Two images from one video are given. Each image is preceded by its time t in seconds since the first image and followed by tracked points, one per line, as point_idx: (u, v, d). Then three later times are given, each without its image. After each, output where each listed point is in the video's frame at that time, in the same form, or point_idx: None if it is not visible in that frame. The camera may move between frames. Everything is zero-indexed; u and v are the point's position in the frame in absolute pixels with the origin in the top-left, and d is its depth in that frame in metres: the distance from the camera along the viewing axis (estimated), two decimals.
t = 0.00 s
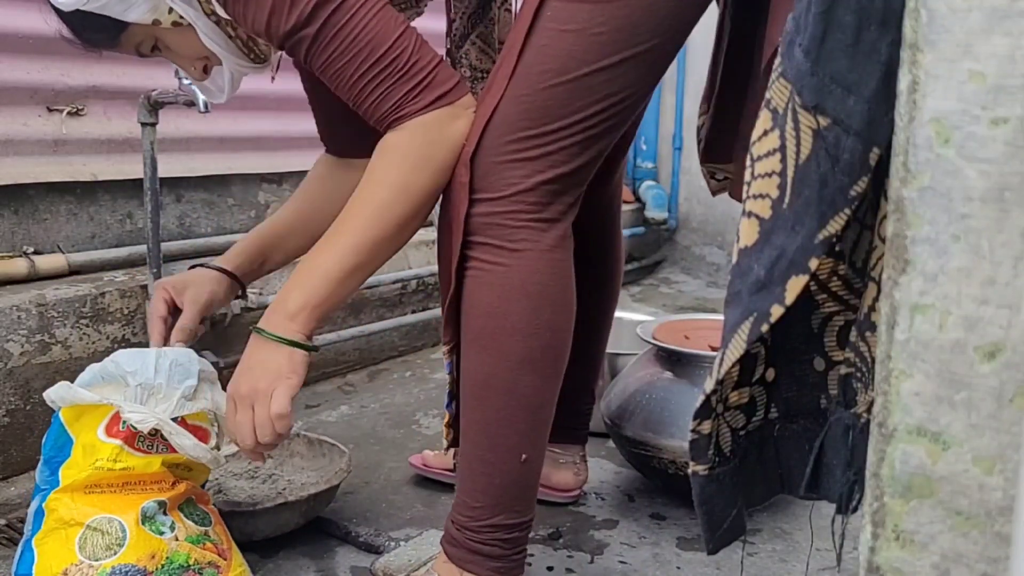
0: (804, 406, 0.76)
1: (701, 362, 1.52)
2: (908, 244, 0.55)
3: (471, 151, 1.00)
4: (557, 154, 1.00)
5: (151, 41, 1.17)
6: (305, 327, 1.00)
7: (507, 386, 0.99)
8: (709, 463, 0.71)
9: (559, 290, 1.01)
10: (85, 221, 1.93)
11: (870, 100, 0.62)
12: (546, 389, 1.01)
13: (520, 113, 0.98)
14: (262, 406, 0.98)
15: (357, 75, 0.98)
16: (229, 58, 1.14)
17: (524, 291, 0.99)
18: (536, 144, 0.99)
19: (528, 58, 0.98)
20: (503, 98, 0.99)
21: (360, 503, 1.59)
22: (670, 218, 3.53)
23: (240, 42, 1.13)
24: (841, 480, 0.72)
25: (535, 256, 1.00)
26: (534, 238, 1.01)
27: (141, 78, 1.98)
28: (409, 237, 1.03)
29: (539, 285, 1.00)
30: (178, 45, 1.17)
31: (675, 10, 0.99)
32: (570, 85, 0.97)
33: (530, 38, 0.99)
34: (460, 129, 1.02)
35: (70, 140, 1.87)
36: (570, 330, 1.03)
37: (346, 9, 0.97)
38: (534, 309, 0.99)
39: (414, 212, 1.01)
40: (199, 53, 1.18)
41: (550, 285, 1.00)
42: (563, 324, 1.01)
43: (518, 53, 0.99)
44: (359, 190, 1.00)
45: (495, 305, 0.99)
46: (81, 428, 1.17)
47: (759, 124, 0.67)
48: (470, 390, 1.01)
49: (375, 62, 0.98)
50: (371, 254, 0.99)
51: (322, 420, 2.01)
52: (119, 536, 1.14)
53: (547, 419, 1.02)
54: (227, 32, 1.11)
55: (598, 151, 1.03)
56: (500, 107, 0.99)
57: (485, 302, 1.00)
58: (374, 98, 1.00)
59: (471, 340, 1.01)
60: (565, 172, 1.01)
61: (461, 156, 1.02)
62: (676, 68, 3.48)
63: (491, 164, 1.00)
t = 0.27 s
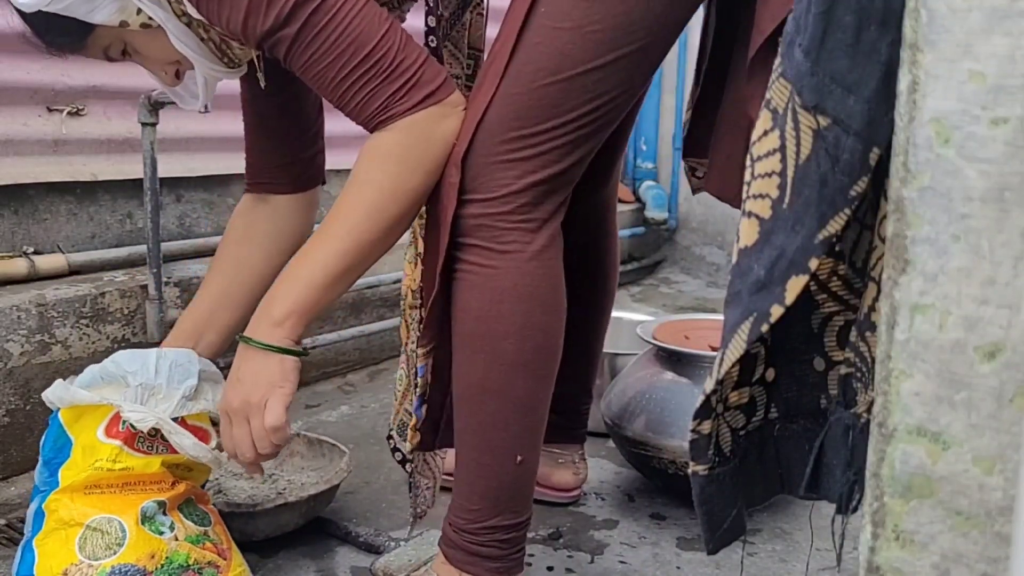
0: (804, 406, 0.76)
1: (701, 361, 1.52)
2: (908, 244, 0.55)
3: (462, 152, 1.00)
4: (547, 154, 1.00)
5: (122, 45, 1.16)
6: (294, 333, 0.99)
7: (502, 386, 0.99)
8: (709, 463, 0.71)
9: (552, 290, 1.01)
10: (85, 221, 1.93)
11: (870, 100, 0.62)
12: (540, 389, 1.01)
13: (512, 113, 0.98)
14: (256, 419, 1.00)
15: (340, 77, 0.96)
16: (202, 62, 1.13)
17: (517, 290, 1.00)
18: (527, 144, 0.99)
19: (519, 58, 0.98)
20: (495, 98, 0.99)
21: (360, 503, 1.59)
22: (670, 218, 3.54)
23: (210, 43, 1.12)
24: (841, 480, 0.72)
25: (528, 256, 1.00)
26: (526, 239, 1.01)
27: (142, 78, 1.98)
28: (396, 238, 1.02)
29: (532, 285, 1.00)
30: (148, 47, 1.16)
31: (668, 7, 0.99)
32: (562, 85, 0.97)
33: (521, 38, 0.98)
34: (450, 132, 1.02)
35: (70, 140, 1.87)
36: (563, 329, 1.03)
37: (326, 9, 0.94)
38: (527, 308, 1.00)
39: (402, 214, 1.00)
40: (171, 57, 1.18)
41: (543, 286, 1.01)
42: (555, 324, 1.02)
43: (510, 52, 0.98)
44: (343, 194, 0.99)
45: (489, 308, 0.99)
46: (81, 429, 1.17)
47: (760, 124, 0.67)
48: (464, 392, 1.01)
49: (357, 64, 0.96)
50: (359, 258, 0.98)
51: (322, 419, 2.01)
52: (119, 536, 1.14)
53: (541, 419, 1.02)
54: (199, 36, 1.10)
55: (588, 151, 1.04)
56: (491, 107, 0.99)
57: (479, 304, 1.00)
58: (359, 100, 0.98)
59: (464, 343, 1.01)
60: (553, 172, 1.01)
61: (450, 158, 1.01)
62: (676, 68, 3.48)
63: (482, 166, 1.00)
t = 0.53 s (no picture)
0: (804, 406, 0.76)
1: (701, 362, 1.52)
2: (908, 244, 0.55)
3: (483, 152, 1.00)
4: (567, 157, 1.00)
5: (171, 39, 1.19)
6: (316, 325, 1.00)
7: (516, 387, 0.99)
8: (709, 463, 0.71)
9: (567, 291, 1.01)
10: (85, 221, 1.93)
11: (870, 100, 0.62)
12: (554, 391, 1.01)
13: (533, 116, 0.98)
14: (279, 408, 1.00)
15: (369, 76, 0.98)
16: (247, 57, 1.13)
17: (534, 292, 0.99)
18: (548, 147, 0.99)
19: (541, 62, 0.98)
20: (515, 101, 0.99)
21: (360, 503, 1.59)
22: (670, 218, 3.54)
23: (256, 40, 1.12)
24: (841, 480, 0.72)
25: (545, 258, 1.00)
26: (542, 240, 1.01)
27: (141, 78, 1.98)
28: (418, 239, 1.03)
29: (549, 287, 1.00)
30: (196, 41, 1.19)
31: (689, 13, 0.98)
32: (583, 89, 0.97)
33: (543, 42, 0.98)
34: (471, 134, 1.02)
35: (70, 140, 1.87)
36: (578, 332, 1.03)
37: (359, 10, 0.97)
38: (544, 310, 0.99)
39: (424, 212, 1.01)
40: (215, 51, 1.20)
41: (559, 287, 1.01)
42: (570, 326, 1.01)
43: (533, 55, 0.98)
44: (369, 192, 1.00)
45: (503, 307, 0.99)
46: (78, 428, 1.17)
47: (759, 124, 0.67)
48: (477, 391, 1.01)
49: (386, 65, 0.98)
50: (381, 256, 0.99)
51: (322, 419, 2.01)
52: (118, 536, 1.14)
53: (553, 421, 1.02)
54: (245, 31, 1.11)
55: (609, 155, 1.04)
56: (513, 108, 0.99)
57: (493, 303, 1.00)
58: (385, 101, 1.00)
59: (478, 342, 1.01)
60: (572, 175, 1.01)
61: (470, 159, 1.02)
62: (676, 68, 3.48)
63: (501, 167, 1.00)
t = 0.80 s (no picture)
0: (804, 406, 0.76)
1: (701, 361, 1.52)
2: (908, 244, 0.55)
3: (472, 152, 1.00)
4: (556, 156, 1.00)
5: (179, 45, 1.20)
6: (313, 324, 1.01)
7: (508, 385, 0.99)
8: (709, 463, 0.71)
9: (560, 289, 1.01)
10: (85, 221, 1.93)
11: (870, 100, 0.62)
12: (549, 390, 1.00)
13: (521, 115, 0.98)
14: (280, 407, 1.02)
15: (357, 80, 0.99)
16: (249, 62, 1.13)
17: (525, 290, 0.99)
18: (537, 145, 0.99)
19: (528, 61, 0.98)
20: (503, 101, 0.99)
21: (360, 503, 1.59)
22: (670, 218, 3.54)
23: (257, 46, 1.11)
24: (841, 479, 0.72)
25: (536, 256, 1.00)
26: (534, 238, 1.01)
27: (141, 78, 1.98)
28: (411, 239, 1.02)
29: (541, 285, 0.99)
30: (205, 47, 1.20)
31: (677, 11, 0.98)
32: (570, 88, 0.98)
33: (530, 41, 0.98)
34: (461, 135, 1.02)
35: (70, 140, 1.87)
36: (574, 331, 1.02)
37: (345, 15, 0.97)
38: (536, 308, 0.99)
39: (417, 213, 1.01)
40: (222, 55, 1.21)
41: (552, 285, 1.00)
42: (564, 324, 1.01)
43: (520, 55, 0.99)
44: (363, 193, 0.99)
45: (496, 306, 0.99)
46: (78, 428, 1.17)
47: (759, 123, 0.66)
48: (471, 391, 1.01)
49: (373, 68, 0.98)
50: (375, 256, 0.99)
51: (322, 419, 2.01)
52: (118, 536, 1.14)
53: (549, 419, 1.01)
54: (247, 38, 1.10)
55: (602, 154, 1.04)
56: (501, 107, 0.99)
57: (485, 302, 1.00)
58: (373, 104, 1.00)
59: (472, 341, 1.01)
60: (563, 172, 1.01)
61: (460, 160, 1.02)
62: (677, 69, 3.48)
63: (490, 167, 1.00)
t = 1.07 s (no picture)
0: (804, 406, 0.76)
1: (700, 361, 1.52)
2: (908, 244, 0.55)
3: (468, 151, 1.01)
4: (550, 156, 1.00)
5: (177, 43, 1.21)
6: (313, 324, 1.01)
7: (504, 384, 0.99)
8: (709, 463, 0.71)
9: (556, 289, 1.01)
10: (85, 221, 1.93)
11: (870, 100, 0.62)
12: (545, 389, 1.00)
13: (517, 114, 0.98)
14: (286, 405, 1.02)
15: (355, 81, 0.99)
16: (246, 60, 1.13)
17: (521, 289, 0.99)
18: (533, 144, 0.99)
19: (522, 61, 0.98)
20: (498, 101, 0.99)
21: (360, 503, 1.59)
22: (670, 218, 3.54)
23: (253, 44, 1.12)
24: (841, 479, 0.72)
25: (532, 255, 1.00)
26: (529, 238, 1.01)
27: (141, 78, 1.98)
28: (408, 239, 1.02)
29: (537, 284, 0.99)
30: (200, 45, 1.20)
31: (673, 13, 0.99)
32: (564, 88, 0.98)
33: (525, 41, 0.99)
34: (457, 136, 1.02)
35: (70, 140, 1.87)
36: (569, 330, 1.02)
37: (345, 16, 0.97)
38: (531, 307, 0.99)
39: (414, 214, 1.01)
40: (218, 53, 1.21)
41: (548, 284, 1.00)
42: (560, 323, 1.01)
43: (515, 55, 0.99)
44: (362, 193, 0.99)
45: (491, 305, 0.99)
46: (78, 428, 1.17)
47: (759, 124, 0.66)
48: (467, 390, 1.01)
49: (372, 69, 0.98)
50: (372, 259, 0.99)
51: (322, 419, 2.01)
52: (118, 536, 1.14)
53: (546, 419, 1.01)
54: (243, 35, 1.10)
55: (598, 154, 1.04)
56: (496, 106, 0.99)
57: (481, 302, 1.00)
58: (371, 105, 1.00)
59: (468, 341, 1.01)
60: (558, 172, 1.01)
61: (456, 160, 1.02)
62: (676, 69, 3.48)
63: (486, 167, 1.00)
